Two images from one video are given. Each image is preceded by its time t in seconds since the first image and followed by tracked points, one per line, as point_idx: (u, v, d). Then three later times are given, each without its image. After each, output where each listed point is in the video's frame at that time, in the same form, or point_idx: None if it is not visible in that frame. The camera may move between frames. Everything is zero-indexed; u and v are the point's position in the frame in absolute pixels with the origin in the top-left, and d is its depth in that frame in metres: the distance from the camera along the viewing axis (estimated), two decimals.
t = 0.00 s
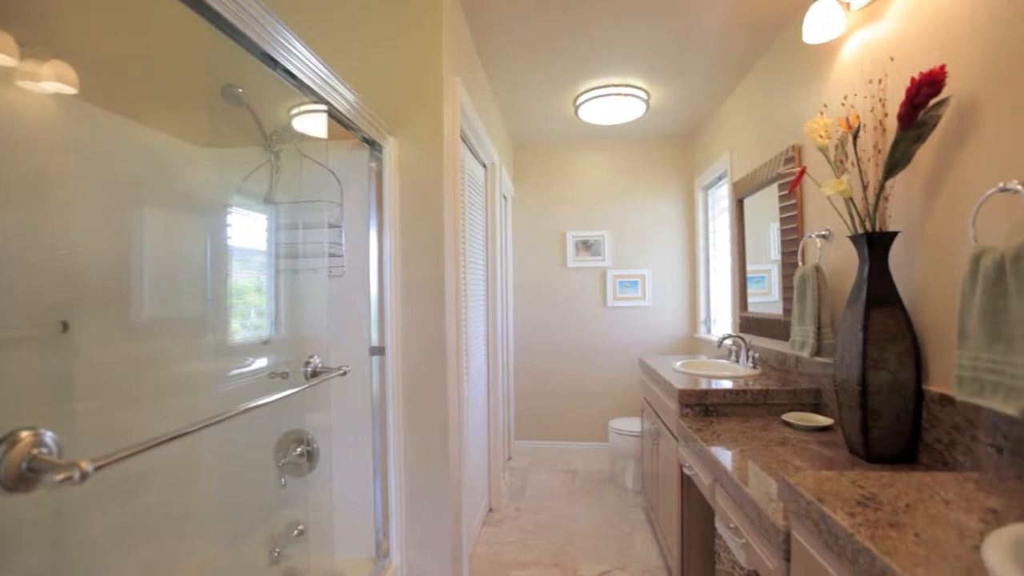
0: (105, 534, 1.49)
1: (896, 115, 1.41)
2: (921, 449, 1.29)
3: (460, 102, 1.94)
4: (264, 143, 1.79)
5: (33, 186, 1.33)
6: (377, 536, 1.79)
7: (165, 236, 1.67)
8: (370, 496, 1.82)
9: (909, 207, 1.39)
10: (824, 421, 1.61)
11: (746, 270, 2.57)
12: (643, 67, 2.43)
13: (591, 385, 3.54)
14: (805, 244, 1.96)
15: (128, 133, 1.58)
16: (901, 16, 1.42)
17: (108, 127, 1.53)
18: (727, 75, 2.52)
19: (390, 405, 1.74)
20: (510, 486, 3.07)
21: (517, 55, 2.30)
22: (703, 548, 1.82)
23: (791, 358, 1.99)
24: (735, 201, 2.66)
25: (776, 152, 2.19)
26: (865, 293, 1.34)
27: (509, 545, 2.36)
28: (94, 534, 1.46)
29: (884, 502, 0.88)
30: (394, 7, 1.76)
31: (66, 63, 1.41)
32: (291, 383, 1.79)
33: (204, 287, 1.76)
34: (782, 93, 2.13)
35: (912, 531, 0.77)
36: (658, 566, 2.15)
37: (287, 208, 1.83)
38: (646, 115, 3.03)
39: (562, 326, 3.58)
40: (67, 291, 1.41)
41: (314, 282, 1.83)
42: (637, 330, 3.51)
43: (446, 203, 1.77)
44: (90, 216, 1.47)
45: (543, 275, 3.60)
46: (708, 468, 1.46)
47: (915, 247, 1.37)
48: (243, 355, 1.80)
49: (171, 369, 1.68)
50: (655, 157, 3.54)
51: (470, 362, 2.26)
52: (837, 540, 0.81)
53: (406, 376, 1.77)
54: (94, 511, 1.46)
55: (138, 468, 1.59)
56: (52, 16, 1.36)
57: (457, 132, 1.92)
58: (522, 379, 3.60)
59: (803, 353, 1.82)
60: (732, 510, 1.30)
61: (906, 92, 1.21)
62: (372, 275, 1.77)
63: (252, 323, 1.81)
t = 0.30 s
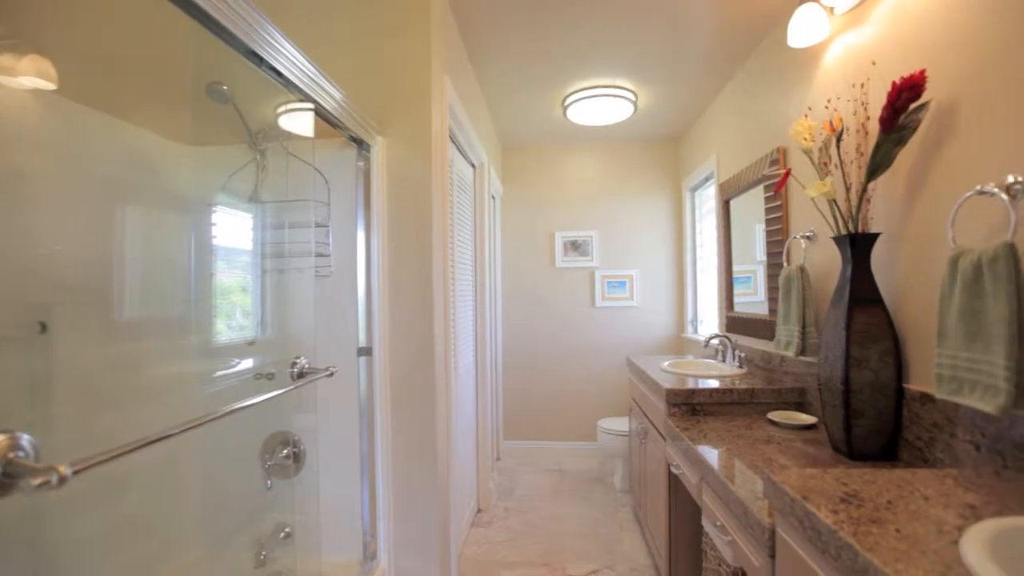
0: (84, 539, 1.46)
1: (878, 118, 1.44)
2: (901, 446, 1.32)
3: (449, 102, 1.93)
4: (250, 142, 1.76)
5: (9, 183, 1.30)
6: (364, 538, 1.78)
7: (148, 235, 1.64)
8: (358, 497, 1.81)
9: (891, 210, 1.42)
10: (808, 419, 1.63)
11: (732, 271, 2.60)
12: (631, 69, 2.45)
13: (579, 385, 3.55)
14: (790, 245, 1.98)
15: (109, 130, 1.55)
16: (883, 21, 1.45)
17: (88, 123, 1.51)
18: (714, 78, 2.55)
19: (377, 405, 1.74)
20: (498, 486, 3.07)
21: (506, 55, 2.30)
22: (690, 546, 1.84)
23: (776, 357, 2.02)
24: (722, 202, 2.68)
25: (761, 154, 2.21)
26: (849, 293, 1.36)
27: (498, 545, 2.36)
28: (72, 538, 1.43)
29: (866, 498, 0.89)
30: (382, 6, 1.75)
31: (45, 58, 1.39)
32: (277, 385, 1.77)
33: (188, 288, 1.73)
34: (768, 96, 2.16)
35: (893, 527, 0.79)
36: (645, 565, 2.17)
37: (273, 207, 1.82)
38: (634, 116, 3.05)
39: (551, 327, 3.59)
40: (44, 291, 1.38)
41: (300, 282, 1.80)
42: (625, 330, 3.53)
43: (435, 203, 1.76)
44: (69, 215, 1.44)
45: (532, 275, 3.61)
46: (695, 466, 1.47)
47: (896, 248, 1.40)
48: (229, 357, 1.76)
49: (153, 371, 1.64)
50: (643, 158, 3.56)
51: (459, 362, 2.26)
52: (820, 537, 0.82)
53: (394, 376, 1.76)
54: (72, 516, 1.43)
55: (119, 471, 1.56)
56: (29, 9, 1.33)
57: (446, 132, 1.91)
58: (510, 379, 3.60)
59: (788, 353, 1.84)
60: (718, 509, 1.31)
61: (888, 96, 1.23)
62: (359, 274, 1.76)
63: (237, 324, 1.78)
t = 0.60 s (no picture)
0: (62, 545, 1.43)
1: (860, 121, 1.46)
2: (880, 443, 1.34)
3: (436, 102, 1.92)
4: (234, 140, 1.74)
5: None
6: (351, 540, 1.76)
7: (128, 234, 1.60)
8: (344, 499, 1.79)
9: (871, 212, 1.44)
10: (791, 417, 1.66)
11: (717, 271, 2.63)
12: (618, 70, 2.46)
13: (567, 384, 3.56)
14: (773, 246, 2.01)
15: (88, 127, 1.52)
16: (864, 27, 1.48)
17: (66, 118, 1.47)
18: (700, 80, 2.57)
19: (364, 405, 1.72)
20: (486, 487, 3.06)
21: (493, 55, 2.30)
22: (676, 544, 1.85)
23: (760, 357, 2.05)
24: (707, 203, 2.71)
25: (746, 156, 2.24)
26: (830, 294, 1.38)
27: (485, 545, 2.36)
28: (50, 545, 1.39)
29: (848, 495, 0.91)
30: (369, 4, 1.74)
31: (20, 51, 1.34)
32: (261, 386, 1.74)
33: (169, 287, 1.70)
34: (752, 99, 2.19)
35: (873, 523, 0.80)
36: (632, 563, 2.18)
37: (257, 207, 1.79)
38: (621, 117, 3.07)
39: (538, 326, 3.59)
40: (21, 291, 1.34)
41: (285, 282, 1.78)
42: (612, 330, 3.55)
43: (422, 204, 1.75)
44: (47, 212, 1.41)
45: (520, 275, 3.61)
46: (682, 465, 1.49)
47: (876, 249, 1.43)
48: (212, 357, 1.74)
49: (133, 373, 1.60)
50: (630, 159, 3.58)
51: (446, 362, 2.25)
52: (803, 534, 0.83)
53: (380, 377, 1.74)
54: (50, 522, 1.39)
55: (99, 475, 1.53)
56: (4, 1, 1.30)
57: (433, 132, 1.90)
58: (498, 379, 3.60)
59: (772, 352, 1.87)
60: (704, 507, 1.32)
61: (868, 100, 1.25)
62: (346, 274, 1.75)
63: (221, 324, 1.76)
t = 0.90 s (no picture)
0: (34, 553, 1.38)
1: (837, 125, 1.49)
2: (857, 439, 1.38)
3: (421, 101, 1.91)
4: (213, 137, 1.71)
5: None
6: (334, 543, 1.74)
7: (101, 231, 1.53)
8: (328, 502, 1.77)
9: (849, 214, 1.47)
10: (771, 415, 1.69)
11: (700, 271, 2.66)
12: (602, 71, 2.47)
13: (552, 384, 3.58)
14: (755, 247, 2.04)
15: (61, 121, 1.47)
16: (842, 33, 1.51)
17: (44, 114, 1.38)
18: (684, 82, 2.60)
19: (347, 407, 1.70)
20: (471, 487, 3.06)
21: (478, 55, 2.29)
22: (660, 543, 1.86)
23: (742, 356, 2.08)
24: (690, 205, 2.74)
25: (728, 159, 2.27)
26: (809, 294, 1.41)
27: (470, 546, 2.35)
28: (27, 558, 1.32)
29: (826, 491, 0.92)
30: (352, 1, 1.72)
31: None
32: (242, 388, 1.72)
33: (147, 286, 1.66)
34: (734, 102, 2.22)
35: (850, 518, 0.82)
36: (616, 562, 2.19)
37: (238, 207, 1.76)
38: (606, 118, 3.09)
39: (523, 327, 3.59)
40: None
41: (268, 283, 1.77)
42: (597, 330, 3.57)
43: (406, 204, 1.74)
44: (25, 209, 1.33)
45: (505, 275, 3.61)
46: (665, 464, 1.50)
47: (853, 251, 1.46)
48: (191, 359, 1.71)
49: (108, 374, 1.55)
50: (614, 160, 3.61)
51: (430, 363, 2.23)
52: (782, 530, 0.85)
53: (364, 378, 1.73)
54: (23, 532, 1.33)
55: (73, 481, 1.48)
56: None
57: (418, 132, 1.89)
58: (483, 380, 3.59)
59: (753, 352, 1.90)
60: (687, 505, 1.34)
61: (845, 104, 1.27)
62: (329, 273, 1.73)
63: (200, 325, 1.72)
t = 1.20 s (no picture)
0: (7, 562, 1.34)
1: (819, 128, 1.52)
2: (838, 437, 1.40)
3: (408, 100, 1.90)
4: (195, 134, 1.69)
5: None
6: (318, 546, 1.73)
7: (79, 229, 1.47)
8: (312, 504, 1.75)
9: (830, 216, 1.50)
10: (755, 414, 1.71)
11: (685, 272, 2.69)
12: (589, 73, 2.49)
13: (539, 384, 3.58)
14: (739, 248, 2.07)
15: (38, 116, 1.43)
16: (823, 38, 1.54)
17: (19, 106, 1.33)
18: (670, 84, 2.63)
19: (332, 409, 1.69)
20: (457, 488, 3.05)
21: (467, 55, 2.29)
22: (646, 541, 1.88)
23: (726, 355, 2.10)
24: (676, 206, 2.77)
25: (712, 160, 2.30)
26: (792, 294, 1.43)
27: (457, 547, 2.35)
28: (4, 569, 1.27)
29: (808, 488, 0.94)
30: None
31: None
32: (225, 390, 1.71)
33: (126, 288, 1.60)
34: (719, 105, 2.25)
35: (831, 514, 0.83)
36: (603, 561, 2.20)
37: (221, 205, 1.75)
38: (592, 119, 3.10)
39: (511, 327, 3.60)
40: None
41: (251, 283, 1.76)
42: (583, 330, 3.59)
43: (392, 204, 1.73)
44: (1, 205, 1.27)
45: (491, 275, 3.60)
46: (651, 463, 1.51)
47: (834, 252, 1.48)
48: (171, 360, 1.67)
49: (83, 374, 1.47)
50: (601, 161, 3.63)
51: (417, 363, 2.22)
52: (766, 526, 0.86)
53: (349, 380, 1.71)
54: None
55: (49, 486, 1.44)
56: None
57: (404, 131, 1.88)
58: (469, 380, 3.59)
59: (737, 351, 1.92)
60: (672, 503, 1.35)
61: (827, 108, 1.30)
62: (314, 273, 1.72)
63: (181, 326, 1.69)
